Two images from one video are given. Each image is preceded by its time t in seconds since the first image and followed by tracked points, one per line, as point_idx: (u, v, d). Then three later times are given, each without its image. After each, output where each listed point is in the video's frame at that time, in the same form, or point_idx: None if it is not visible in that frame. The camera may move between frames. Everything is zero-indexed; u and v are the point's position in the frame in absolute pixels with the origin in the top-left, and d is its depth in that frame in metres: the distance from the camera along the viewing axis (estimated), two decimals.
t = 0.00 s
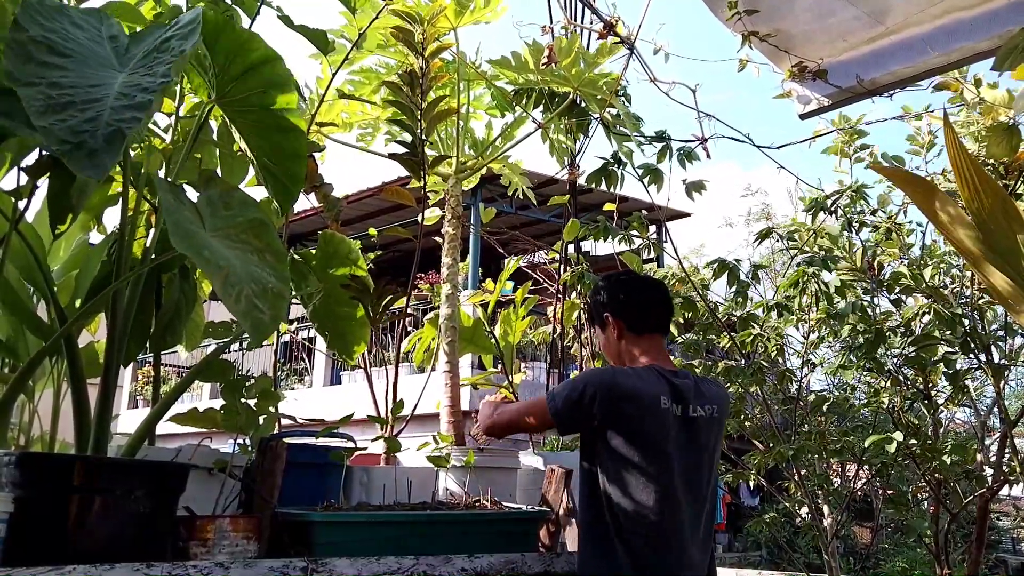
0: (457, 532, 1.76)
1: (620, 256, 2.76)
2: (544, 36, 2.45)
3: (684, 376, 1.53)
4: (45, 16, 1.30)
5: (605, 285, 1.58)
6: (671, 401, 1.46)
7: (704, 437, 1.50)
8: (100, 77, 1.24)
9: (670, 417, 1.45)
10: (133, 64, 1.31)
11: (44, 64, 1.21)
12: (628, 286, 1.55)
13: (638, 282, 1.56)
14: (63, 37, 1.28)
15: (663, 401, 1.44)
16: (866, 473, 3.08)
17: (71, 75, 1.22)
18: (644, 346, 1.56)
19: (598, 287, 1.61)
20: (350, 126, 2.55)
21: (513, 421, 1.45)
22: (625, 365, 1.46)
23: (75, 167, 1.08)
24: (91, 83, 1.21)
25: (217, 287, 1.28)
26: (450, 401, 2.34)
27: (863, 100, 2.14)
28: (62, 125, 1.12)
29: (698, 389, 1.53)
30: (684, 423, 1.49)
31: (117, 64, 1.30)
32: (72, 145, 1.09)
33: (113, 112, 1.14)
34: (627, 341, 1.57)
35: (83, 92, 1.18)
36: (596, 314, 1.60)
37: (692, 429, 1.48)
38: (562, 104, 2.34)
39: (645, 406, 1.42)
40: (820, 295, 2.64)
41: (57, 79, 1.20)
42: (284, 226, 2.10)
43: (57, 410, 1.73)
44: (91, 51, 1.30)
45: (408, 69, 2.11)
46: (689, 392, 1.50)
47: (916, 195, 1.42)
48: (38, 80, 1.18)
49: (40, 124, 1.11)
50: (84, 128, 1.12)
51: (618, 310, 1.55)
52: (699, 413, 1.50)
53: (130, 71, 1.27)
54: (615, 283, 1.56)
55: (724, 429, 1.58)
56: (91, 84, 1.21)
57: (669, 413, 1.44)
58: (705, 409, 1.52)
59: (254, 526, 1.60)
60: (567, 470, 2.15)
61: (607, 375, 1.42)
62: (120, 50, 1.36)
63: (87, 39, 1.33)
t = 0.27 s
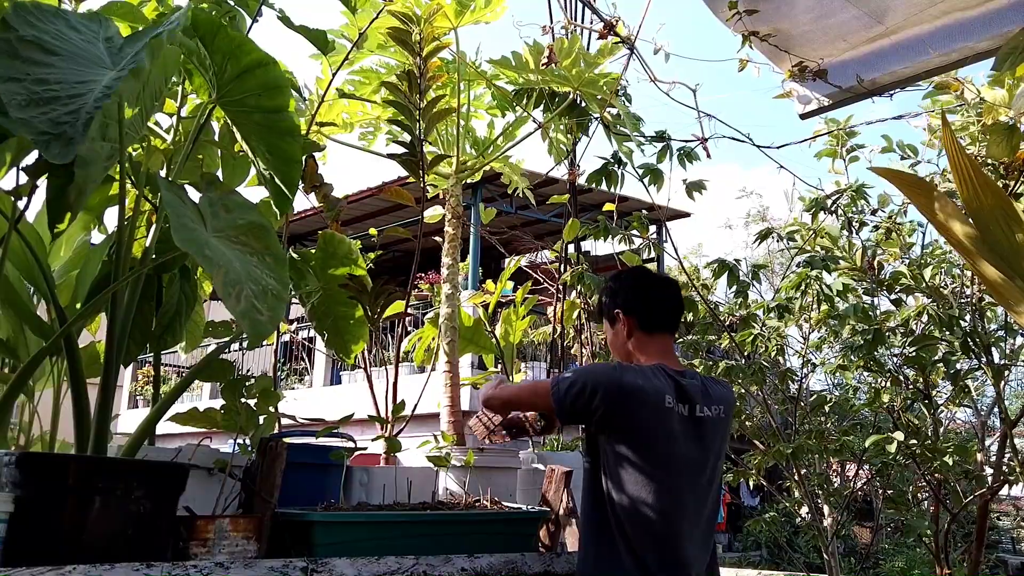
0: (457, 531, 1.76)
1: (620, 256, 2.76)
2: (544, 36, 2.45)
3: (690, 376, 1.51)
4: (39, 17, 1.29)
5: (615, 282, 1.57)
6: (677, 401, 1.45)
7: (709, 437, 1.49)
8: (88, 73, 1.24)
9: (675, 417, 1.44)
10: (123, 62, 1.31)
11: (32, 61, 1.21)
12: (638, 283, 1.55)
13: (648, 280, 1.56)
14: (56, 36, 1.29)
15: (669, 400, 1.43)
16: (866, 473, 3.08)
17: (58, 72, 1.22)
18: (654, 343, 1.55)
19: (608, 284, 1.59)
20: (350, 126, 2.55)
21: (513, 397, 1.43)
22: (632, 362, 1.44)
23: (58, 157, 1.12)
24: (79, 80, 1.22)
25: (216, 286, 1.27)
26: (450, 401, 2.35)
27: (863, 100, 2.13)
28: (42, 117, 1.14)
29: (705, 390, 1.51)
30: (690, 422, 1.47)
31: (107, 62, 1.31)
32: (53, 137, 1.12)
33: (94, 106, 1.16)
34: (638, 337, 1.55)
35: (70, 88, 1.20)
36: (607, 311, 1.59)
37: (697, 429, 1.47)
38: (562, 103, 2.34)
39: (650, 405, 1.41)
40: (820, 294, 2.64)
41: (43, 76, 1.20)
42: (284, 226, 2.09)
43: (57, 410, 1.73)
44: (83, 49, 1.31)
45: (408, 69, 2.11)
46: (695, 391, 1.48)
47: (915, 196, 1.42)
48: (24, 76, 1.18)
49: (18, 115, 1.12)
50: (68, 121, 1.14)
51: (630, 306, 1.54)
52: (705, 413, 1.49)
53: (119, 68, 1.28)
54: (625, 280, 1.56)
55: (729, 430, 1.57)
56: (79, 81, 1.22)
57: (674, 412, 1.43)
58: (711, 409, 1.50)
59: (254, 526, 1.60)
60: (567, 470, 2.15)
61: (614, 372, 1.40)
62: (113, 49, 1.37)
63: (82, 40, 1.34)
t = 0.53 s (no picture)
0: (457, 531, 1.76)
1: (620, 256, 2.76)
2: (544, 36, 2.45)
3: (697, 373, 1.50)
4: (45, 21, 1.30)
5: (622, 280, 1.55)
6: (683, 398, 1.43)
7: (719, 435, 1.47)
8: (85, 73, 1.23)
9: (682, 414, 1.42)
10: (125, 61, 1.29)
11: (32, 64, 1.22)
12: (644, 281, 1.53)
13: (654, 278, 1.53)
14: (63, 38, 1.29)
15: (673, 397, 1.41)
16: (866, 473, 3.08)
17: (57, 73, 1.22)
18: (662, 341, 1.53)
19: (613, 282, 1.57)
20: (350, 127, 2.55)
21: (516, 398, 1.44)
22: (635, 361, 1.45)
23: (39, 163, 1.08)
24: (74, 79, 1.21)
25: (235, 298, 1.29)
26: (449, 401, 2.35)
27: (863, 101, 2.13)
28: (31, 121, 1.12)
29: (713, 386, 1.50)
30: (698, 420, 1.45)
31: (108, 62, 1.29)
32: (37, 141, 1.09)
33: (84, 108, 1.13)
34: (645, 336, 1.53)
35: (63, 88, 1.18)
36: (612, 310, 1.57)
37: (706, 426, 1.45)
38: (562, 103, 2.34)
39: (653, 403, 1.40)
40: (820, 294, 2.63)
41: (41, 78, 1.20)
42: (283, 226, 2.09)
43: (57, 410, 1.72)
44: (87, 49, 1.30)
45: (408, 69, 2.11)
46: (702, 388, 1.47)
47: (913, 195, 1.42)
48: (21, 79, 1.19)
49: (6, 121, 1.11)
50: (56, 123, 1.12)
51: (637, 304, 1.52)
52: (714, 410, 1.46)
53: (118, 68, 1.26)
54: (632, 278, 1.54)
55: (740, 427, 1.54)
56: (74, 81, 1.20)
57: (680, 410, 1.42)
58: (720, 406, 1.48)
59: (254, 526, 1.60)
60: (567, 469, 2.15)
61: (614, 371, 1.41)
62: (119, 48, 1.35)
63: (88, 39, 1.33)
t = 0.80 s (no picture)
0: (457, 531, 1.76)
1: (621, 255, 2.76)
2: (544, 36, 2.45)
3: (704, 375, 1.50)
4: (56, 28, 1.25)
5: (632, 279, 1.54)
6: (693, 401, 1.44)
7: (723, 437, 1.48)
8: (127, 83, 1.21)
9: (692, 417, 1.42)
10: (154, 69, 1.29)
11: (71, 76, 1.18)
12: (655, 282, 1.52)
13: (664, 279, 1.53)
14: (83, 44, 1.25)
15: (685, 400, 1.41)
16: (866, 473, 3.08)
17: (101, 84, 1.18)
18: (669, 343, 1.52)
19: (623, 281, 1.56)
20: (350, 127, 2.55)
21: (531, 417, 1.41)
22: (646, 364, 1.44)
23: (130, 196, 1.07)
24: (122, 88, 1.18)
25: (222, 298, 1.30)
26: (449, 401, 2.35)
27: (863, 102, 2.13)
28: (109, 146, 1.10)
29: (719, 389, 1.50)
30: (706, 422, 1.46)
31: (137, 67, 1.28)
32: (127, 172, 1.08)
33: (155, 130, 1.13)
34: (653, 337, 1.53)
35: (117, 102, 1.16)
36: (621, 309, 1.56)
37: (713, 429, 1.46)
38: (562, 103, 2.34)
39: (666, 406, 1.40)
40: (820, 295, 2.63)
41: (89, 92, 1.16)
42: (284, 226, 2.10)
43: (57, 410, 1.72)
44: (111, 54, 1.27)
45: (408, 69, 2.11)
46: (710, 391, 1.47)
47: (913, 196, 1.43)
48: (72, 95, 1.15)
49: (88, 150, 1.08)
50: (136, 148, 1.11)
51: (647, 304, 1.51)
52: (719, 413, 1.47)
53: (153, 77, 1.25)
54: (643, 278, 1.53)
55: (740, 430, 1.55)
56: (122, 92, 1.18)
57: (690, 413, 1.42)
58: (725, 409, 1.49)
59: (254, 526, 1.60)
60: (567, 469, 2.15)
61: (628, 375, 1.40)
62: (136, 52, 1.34)
63: (101, 41, 1.30)
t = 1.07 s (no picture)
0: (457, 531, 1.76)
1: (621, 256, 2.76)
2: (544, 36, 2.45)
3: (705, 375, 1.51)
4: (52, 18, 1.24)
5: (639, 278, 1.54)
6: (695, 400, 1.44)
7: (724, 437, 1.49)
8: (122, 74, 1.21)
9: (696, 417, 1.43)
10: (146, 67, 1.30)
11: (68, 60, 1.17)
12: (661, 281, 1.52)
13: (671, 279, 1.53)
14: (78, 38, 1.25)
15: (689, 400, 1.42)
16: (866, 473, 3.08)
17: (97, 72, 1.18)
18: (673, 342, 1.52)
19: (630, 280, 1.57)
20: (350, 128, 2.56)
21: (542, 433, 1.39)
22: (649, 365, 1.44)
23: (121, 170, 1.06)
24: (117, 79, 1.19)
25: (222, 295, 1.30)
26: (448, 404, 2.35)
27: (863, 103, 2.13)
28: (104, 122, 1.09)
29: (719, 389, 1.51)
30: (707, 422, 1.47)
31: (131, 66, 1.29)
32: (119, 145, 1.08)
33: (149, 116, 1.14)
34: (657, 336, 1.53)
35: (113, 88, 1.16)
36: (627, 308, 1.56)
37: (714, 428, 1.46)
38: (562, 103, 2.34)
39: (671, 406, 1.40)
40: (820, 295, 2.63)
41: (86, 76, 1.16)
42: (283, 226, 2.10)
43: (57, 411, 1.72)
44: (104, 52, 1.28)
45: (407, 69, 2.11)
46: (710, 391, 1.48)
47: (913, 197, 1.43)
48: (71, 77, 1.14)
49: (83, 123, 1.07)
50: (128, 129, 1.10)
51: (652, 304, 1.52)
52: (719, 413, 1.48)
53: (147, 73, 1.26)
54: (649, 277, 1.53)
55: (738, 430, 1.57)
56: (118, 81, 1.18)
57: (695, 412, 1.42)
58: (725, 409, 1.50)
59: (254, 526, 1.60)
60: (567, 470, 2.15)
61: (633, 376, 1.40)
62: (128, 52, 1.34)
63: (94, 40, 1.30)
